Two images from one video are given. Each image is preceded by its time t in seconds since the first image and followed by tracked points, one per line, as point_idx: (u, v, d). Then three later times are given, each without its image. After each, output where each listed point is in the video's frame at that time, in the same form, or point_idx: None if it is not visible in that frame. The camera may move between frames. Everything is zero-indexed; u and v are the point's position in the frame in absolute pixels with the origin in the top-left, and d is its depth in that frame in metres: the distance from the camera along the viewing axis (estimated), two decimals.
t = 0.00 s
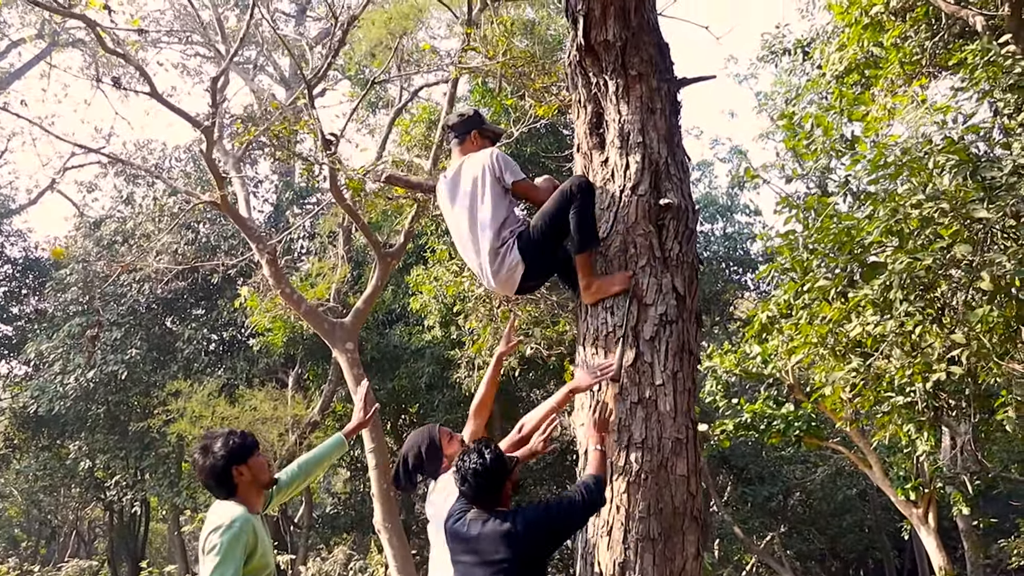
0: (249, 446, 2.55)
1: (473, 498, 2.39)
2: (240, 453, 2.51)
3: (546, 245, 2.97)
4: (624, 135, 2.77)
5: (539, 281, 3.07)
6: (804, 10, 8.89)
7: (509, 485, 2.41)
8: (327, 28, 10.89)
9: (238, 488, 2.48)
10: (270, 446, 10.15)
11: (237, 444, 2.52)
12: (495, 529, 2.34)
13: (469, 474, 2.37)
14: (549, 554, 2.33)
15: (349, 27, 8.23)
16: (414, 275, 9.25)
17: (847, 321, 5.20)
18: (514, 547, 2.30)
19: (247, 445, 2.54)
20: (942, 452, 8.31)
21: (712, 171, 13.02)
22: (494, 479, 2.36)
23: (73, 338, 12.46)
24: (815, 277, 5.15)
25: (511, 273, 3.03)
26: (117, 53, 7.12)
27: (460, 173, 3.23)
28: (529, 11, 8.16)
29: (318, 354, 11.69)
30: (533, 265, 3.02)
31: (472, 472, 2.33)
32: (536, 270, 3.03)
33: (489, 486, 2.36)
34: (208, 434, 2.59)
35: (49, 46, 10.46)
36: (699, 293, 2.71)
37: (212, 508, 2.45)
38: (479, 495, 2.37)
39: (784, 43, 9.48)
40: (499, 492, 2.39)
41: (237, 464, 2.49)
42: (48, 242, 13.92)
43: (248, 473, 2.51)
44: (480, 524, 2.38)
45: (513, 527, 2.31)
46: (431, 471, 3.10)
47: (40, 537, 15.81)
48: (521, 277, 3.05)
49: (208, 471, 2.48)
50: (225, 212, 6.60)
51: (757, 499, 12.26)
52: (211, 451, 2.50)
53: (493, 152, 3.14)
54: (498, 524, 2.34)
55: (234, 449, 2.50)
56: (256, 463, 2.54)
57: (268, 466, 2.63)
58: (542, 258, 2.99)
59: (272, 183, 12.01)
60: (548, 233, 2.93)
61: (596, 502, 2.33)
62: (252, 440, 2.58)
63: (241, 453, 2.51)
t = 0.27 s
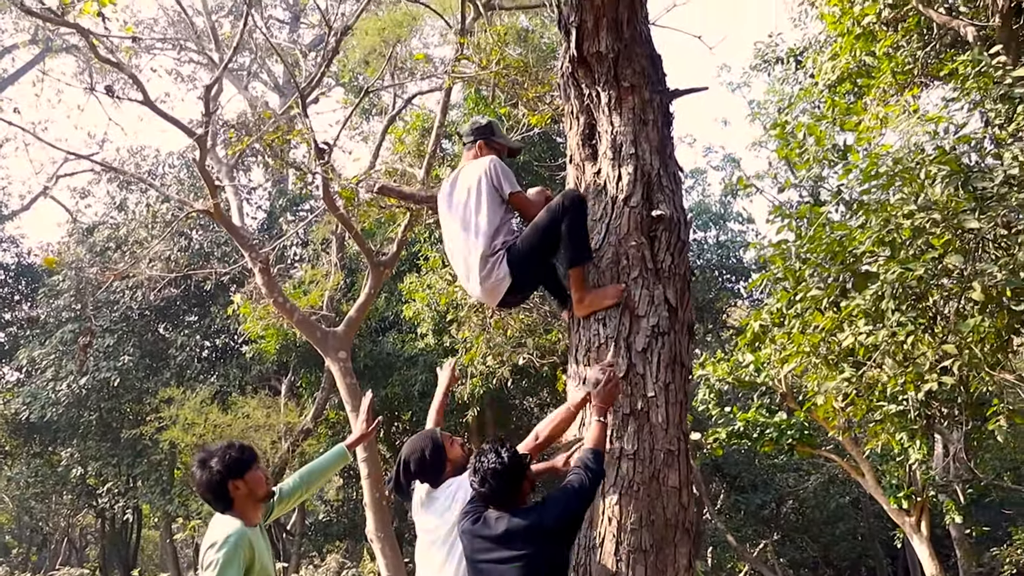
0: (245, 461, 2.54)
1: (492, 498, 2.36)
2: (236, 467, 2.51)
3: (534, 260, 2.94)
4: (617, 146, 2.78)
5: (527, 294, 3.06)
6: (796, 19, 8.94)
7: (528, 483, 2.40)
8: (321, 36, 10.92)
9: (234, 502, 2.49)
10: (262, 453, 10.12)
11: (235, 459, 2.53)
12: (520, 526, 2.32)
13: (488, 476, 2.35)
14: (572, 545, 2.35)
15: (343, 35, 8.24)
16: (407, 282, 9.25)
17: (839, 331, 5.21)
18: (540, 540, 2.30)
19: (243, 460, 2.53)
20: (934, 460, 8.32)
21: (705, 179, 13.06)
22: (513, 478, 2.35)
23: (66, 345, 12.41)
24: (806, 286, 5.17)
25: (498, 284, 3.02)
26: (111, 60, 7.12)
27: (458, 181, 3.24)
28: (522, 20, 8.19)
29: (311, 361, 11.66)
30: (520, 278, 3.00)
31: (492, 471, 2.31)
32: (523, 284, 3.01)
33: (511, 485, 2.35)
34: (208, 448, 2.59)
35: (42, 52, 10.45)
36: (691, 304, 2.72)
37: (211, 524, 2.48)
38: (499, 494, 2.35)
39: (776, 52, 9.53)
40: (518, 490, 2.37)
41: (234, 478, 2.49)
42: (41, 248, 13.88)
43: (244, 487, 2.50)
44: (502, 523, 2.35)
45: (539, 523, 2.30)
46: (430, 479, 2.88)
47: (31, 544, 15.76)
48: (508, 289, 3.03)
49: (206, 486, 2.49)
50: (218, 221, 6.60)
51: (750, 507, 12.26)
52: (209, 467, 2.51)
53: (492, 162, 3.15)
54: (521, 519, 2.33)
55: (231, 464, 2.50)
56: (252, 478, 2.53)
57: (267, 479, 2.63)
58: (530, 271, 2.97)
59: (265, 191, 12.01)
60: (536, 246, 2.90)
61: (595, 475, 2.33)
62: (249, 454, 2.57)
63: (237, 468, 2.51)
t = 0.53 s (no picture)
0: (243, 474, 2.54)
1: (497, 510, 2.36)
2: (233, 480, 2.50)
3: (526, 278, 2.94)
4: (612, 159, 2.80)
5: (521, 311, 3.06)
6: (791, 30, 8.99)
7: (533, 497, 2.39)
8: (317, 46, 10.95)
9: (231, 515, 2.48)
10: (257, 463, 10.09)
11: (232, 471, 2.52)
12: (521, 542, 2.32)
13: (494, 487, 2.35)
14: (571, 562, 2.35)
15: (340, 45, 8.27)
16: (403, 292, 9.25)
17: (834, 341, 5.22)
18: (540, 558, 2.31)
19: (240, 473, 2.53)
20: (929, 470, 8.33)
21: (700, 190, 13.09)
22: (519, 492, 2.34)
23: (61, 354, 12.37)
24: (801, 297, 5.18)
25: (491, 303, 3.02)
26: (107, 70, 7.12)
27: (453, 200, 3.25)
28: (519, 31, 8.22)
29: (306, 371, 11.64)
30: (513, 297, 2.99)
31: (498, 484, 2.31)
32: (515, 302, 3.00)
33: (515, 499, 2.34)
34: (207, 460, 2.59)
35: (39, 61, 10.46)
36: (686, 317, 2.73)
37: (210, 537, 2.49)
38: (503, 507, 2.35)
39: (771, 63, 9.58)
40: (523, 504, 2.37)
41: (230, 492, 2.48)
42: (36, 257, 13.87)
43: (241, 500, 2.50)
44: (505, 537, 2.35)
45: (540, 539, 2.30)
46: (425, 486, 2.90)
47: (24, 553, 15.71)
48: (501, 307, 3.03)
49: (202, 499, 2.49)
50: (214, 231, 6.60)
51: (745, 518, 12.25)
52: (206, 479, 2.50)
53: (487, 180, 3.16)
54: (523, 535, 2.33)
55: (228, 477, 2.50)
56: (250, 491, 2.52)
57: (265, 491, 2.62)
58: (522, 289, 2.97)
59: (261, 200, 12.01)
60: (528, 263, 2.90)
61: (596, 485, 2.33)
62: (247, 466, 2.57)
63: (233, 481, 2.50)
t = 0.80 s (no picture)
0: (240, 485, 2.52)
1: (489, 523, 2.36)
2: (230, 492, 2.49)
3: (521, 290, 2.95)
4: (609, 171, 2.82)
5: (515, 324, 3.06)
6: (786, 43, 9.05)
7: (527, 511, 2.39)
8: (314, 57, 10.99)
9: (226, 528, 2.47)
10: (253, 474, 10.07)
11: (230, 483, 2.49)
12: (516, 553, 2.29)
13: (487, 500, 2.35)
14: None
15: (337, 57, 8.31)
16: (400, 304, 9.25)
17: (830, 353, 5.23)
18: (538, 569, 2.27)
19: (237, 484, 2.51)
20: (925, 482, 8.34)
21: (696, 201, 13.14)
22: (512, 504, 2.34)
23: (56, 364, 12.33)
24: (797, 309, 5.20)
25: (485, 316, 3.02)
26: (105, 81, 7.13)
27: (445, 214, 3.25)
28: (515, 43, 8.27)
29: (302, 382, 11.61)
30: (507, 309, 3.00)
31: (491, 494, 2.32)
32: (509, 315, 3.01)
33: (509, 511, 2.34)
34: (207, 465, 2.57)
35: (36, 71, 10.48)
36: (682, 329, 2.74)
37: (206, 546, 2.52)
38: (497, 520, 2.35)
39: (767, 75, 9.64)
40: (517, 517, 2.36)
41: (227, 504, 2.47)
42: (32, 267, 13.84)
43: (237, 512, 2.48)
44: (499, 550, 2.33)
45: (535, 552, 2.28)
46: (420, 497, 2.91)
47: (18, 563, 15.63)
48: (495, 320, 3.03)
49: (198, 510, 2.48)
50: (211, 242, 6.60)
51: (741, 529, 12.23)
52: (202, 490, 2.49)
53: (480, 195, 3.17)
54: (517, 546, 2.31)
55: (225, 488, 2.48)
56: (247, 503, 2.51)
57: (262, 502, 2.60)
58: (516, 302, 2.98)
59: (258, 211, 12.03)
60: (523, 275, 2.92)
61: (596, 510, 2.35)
62: (244, 478, 2.55)
63: (230, 493, 2.48)
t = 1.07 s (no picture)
0: (230, 491, 2.58)
1: (486, 526, 2.37)
2: (219, 498, 2.55)
3: (525, 299, 2.97)
4: (610, 179, 2.84)
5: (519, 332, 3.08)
6: (784, 52, 9.09)
7: (524, 515, 2.39)
8: (314, 66, 11.03)
9: (213, 532, 2.54)
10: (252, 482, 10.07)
11: (218, 489, 2.55)
12: (512, 557, 2.29)
13: (484, 505, 2.36)
14: None
15: (338, 66, 8.34)
16: (399, 311, 9.27)
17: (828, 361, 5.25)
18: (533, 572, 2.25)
19: (228, 490, 2.57)
20: (924, 490, 8.35)
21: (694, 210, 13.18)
22: (509, 507, 2.35)
23: (55, 371, 12.32)
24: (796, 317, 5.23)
25: (490, 325, 3.04)
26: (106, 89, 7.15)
27: (446, 224, 3.27)
28: (515, 52, 8.31)
29: (301, 390, 11.61)
30: (512, 317, 3.02)
31: (488, 497, 2.32)
32: (514, 322, 3.03)
33: (506, 515, 2.35)
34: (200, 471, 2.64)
35: (36, 78, 10.50)
36: (683, 335, 2.76)
37: (194, 550, 2.58)
38: (494, 524, 2.35)
39: (765, 85, 9.68)
40: (513, 522, 2.36)
41: (215, 509, 2.53)
42: (31, 274, 13.86)
43: (225, 518, 2.54)
44: (495, 555, 2.33)
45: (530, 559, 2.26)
46: (425, 500, 2.90)
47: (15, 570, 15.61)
48: (501, 327, 3.06)
49: (187, 514, 2.54)
50: (212, 249, 6.62)
51: (740, 537, 12.22)
52: (193, 495, 2.55)
53: (481, 204, 3.18)
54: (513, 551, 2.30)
55: (215, 494, 2.54)
56: (235, 510, 2.57)
57: (252, 508, 2.66)
58: (521, 309, 3.00)
59: (257, 219, 12.05)
60: (528, 283, 2.94)
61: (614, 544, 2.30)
62: (235, 484, 2.61)
63: (219, 499, 2.54)
